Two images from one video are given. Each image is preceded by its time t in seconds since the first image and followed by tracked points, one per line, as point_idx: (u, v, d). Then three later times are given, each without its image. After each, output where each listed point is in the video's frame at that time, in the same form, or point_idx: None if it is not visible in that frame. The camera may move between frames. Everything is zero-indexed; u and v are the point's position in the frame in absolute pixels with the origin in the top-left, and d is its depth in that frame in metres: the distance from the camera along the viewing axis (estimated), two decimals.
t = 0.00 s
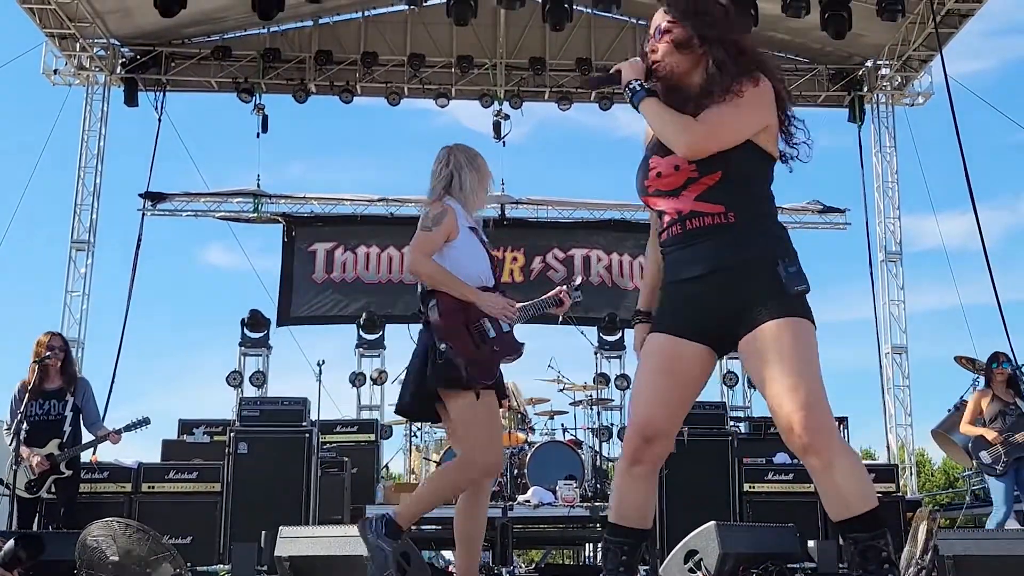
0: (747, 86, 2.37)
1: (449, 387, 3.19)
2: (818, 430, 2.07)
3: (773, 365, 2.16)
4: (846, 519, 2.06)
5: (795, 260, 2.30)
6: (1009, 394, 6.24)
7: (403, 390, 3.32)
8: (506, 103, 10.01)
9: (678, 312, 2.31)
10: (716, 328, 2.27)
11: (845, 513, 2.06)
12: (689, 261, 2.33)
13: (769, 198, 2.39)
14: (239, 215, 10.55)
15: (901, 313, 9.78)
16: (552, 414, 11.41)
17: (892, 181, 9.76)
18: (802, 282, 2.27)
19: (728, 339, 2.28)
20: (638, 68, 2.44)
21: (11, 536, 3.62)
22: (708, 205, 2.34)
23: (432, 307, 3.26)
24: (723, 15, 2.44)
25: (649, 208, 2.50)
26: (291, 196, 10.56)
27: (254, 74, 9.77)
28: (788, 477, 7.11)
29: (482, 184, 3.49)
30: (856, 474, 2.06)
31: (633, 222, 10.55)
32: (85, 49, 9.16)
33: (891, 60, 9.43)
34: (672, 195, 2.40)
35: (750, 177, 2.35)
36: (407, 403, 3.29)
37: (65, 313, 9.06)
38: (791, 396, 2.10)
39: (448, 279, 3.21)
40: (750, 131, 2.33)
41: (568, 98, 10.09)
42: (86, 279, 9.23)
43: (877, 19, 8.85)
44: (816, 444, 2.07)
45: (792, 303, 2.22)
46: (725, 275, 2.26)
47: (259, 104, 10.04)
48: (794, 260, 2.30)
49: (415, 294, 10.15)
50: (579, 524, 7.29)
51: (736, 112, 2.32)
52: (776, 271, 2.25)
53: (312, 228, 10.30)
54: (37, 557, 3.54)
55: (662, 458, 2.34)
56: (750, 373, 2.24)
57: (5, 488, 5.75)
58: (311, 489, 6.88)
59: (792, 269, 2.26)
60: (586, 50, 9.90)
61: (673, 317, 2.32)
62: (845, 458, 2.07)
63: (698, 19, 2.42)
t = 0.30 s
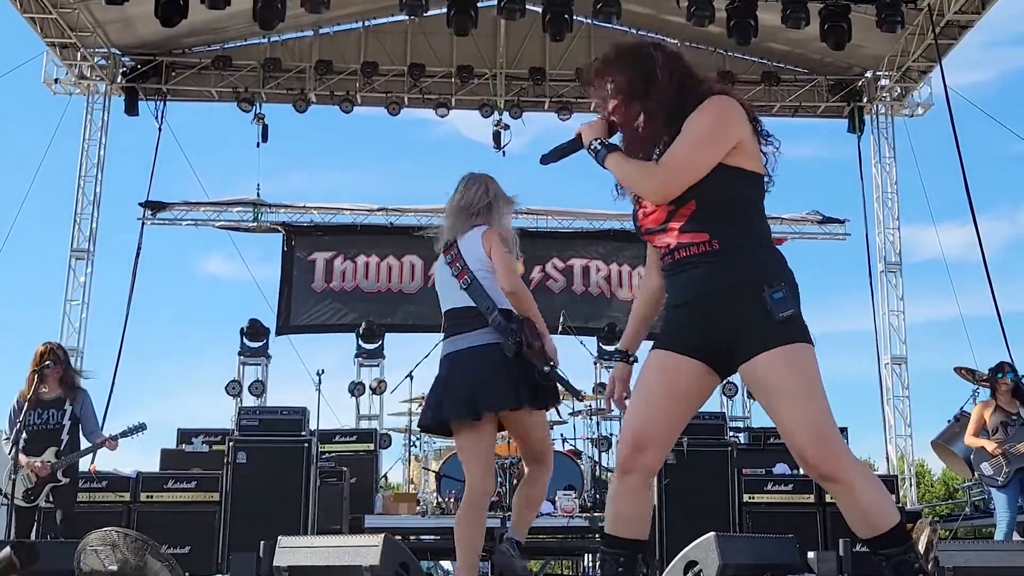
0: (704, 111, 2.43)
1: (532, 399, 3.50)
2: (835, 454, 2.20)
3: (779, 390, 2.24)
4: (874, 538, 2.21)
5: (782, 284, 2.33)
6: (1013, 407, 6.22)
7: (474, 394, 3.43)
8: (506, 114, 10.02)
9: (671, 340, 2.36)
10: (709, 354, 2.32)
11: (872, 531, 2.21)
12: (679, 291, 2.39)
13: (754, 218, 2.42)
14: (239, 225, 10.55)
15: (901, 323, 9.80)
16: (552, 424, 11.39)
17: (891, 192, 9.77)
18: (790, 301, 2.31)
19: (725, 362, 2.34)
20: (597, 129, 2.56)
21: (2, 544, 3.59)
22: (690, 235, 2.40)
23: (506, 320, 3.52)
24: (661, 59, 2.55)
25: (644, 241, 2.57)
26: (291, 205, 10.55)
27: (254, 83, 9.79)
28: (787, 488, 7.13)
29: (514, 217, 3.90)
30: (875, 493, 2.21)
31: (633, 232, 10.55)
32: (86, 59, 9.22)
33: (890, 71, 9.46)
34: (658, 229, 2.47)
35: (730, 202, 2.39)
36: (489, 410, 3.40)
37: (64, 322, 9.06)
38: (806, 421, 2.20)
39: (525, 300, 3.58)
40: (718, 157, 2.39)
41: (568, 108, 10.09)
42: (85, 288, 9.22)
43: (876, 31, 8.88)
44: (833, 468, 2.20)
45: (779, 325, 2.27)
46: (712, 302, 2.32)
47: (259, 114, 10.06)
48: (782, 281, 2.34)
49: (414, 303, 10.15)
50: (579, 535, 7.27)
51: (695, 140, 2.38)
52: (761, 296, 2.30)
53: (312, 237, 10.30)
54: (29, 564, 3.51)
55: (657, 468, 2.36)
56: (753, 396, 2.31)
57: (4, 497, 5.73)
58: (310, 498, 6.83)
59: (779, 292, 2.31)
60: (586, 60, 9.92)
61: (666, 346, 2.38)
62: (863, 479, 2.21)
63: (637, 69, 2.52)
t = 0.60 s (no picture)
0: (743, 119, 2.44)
1: (559, 437, 3.72)
2: (848, 460, 2.20)
3: (795, 395, 2.24)
4: (886, 549, 2.19)
5: (804, 293, 2.34)
6: (1012, 416, 6.21)
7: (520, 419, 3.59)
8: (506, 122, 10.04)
9: (689, 341, 2.36)
10: (729, 357, 2.32)
11: (884, 541, 2.19)
12: (699, 291, 2.39)
13: (780, 228, 2.43)
14: (239, 232, 10.55)
15: (901, 332, 9.80)
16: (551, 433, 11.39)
17: (891, 201, 9.78)
18: (813, 311, 2.32)
19: (741, 367, 2.33)
20: (634, 117, 2.53)
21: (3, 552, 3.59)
22: (719, 236, 2.40)
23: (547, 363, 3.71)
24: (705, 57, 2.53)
25: (666, 239, 2.56)
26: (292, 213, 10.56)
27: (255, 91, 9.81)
28: (787, 497, 7.14)
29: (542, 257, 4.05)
30: (889, 502, 2.20)
31: (634, 241, 10.55)
32: (87, 67, 9.18)
33: (890, 80, 9.48)
34: (686, 226, 2.46)
35: (758, 207, 2.40)
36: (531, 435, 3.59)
37: (64, 330, 9.06)
38: (820, 425, 2.21)
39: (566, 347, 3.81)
40: (754, 161, 2.39)
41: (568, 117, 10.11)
42: (85, 295, 9.22)
43: (876, 40, 8.91)
44: (847, 474, 2.20)
45: (801, 333, 2.28)
46: (735, 304, 2.32)
47: (260, 122, 10.07)
48: (802, 292, 2.35)
49: (414, 311, 10.16)
50: (578, 545, 7.26)
51: (737, 142, 2.38)
52: (783, 303, 2.31)
53: (313, 245, 10.31)
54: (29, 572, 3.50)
55: (670, 478, 2.35)
56: (767, 402, 2.30)
57: (4, 504, 5.73)
58: (309, 508, 6.82)
59: (800, 301, 2.32)
60: (586, 69, 9.95)
61: (685, 346, 2.37)
62: (877, 488, 2.21)
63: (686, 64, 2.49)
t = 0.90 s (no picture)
0: (734, 138, 2.42)
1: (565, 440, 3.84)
2: (850, 468, 2.21)
3: (796, 404, 2.25)
4: (887, 556, 2.20)
5: (803, 305, 2.34)
6: (1013, 423, 6.20)
7: (534, 427, 3.73)
8: (509, 129, 10.06)
9: (690, 357, 2.38)
10: (729, 372, 2.34)
11: (885, 548, 2.20)
12: (699, 307, 2.40)
13: (777, 239, 2.44)
14: (242, 239, 10.57)
15: (904, 340, 9.81)
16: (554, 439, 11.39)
17: (893, 209, 9.79)
18: (810, 322, 2.32)
19: (742, 381, 2.35)
20: (626, 134, 2.58)
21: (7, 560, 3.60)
22: (714, 252, 2.42)
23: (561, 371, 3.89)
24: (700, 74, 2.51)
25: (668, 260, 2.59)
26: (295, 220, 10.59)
27: (259, 99, 9.84)
28: (790, 504, 7.14)
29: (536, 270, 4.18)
30: (890, 510, 2.20)
31: (636, 248, 10.56)
32: (91, 74, 9.25)
33: (892, 88, 9.50)
34: (682, 246, 2.48)
35: (754, 221, 2.41)
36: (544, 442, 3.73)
37: (68, 336, 9.07)
38: (822, 434, 2.21)
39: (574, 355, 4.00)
40: (743, 175, 2.40)
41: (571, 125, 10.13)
42: (89, 302, 9.24)
43: (878, 48, 8.93)
44: (848, 482, 2.21)
45: (799, 345, 2.28)
46: (734, 318, 2.33)
47: (264, 129, 10.11)
48: (802, 303, 2.35)
49: (417, 318, 10.17)
50: (581, 552, 7.26)
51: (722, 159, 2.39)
52: (781, 317, 2.31)
53: (316, 252, 10.33)
54: None
55: (672, 485, 2.36)
56: (768, 411, 2.31)
57: (6, 511, 5.74)
58: (312, 515, 6.84)
59: (799, 313, 2.32)
60: (588, 77, 9.98)
61: (685, 361, 2.39)
62: (878, 496, 2.22)
63: (678, 82, 2.48)
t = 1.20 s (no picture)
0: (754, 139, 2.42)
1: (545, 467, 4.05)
2: (856, 473, 2.19)
3: (803, 409, 2.23)
4: (892, 563, 2.17)
5: (813, 311, 2.33)
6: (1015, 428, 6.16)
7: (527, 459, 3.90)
8: (512, 135, 10.06)
9: (698, 356, 2.36)
10: (737, 373, 2.33)
11: (890, 555, 2.17)
12: (710, 306, 2.39)
13: (790, 243, 2.43)
14: (245, 244, 10.56)
15: (907, 345, 9.79)
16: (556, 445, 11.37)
17: (897, 214, 9.77)
18: (821, 328, 2.30)
19: (749, 383, 2.34)
20: (646, 141, 2.56)
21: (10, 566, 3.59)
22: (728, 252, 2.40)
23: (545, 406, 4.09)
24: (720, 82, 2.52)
25: (681, 258, 2.57)
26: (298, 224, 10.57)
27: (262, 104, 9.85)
28: (793, 510, 7.12)
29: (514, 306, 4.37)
30: (895, 516, 2.18)
31: (638, 253, 10.54)
32: (94, 79, 9.21)
33: (895, 93, 9.49)
34: (699, 244, 2.47)
35: (767, 223, 2.39)
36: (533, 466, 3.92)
37: (70, 341, 9.07)
38: (828, 439, 2.20)
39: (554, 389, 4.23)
40: (762, 178, 2.39)
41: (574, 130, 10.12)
42: (91, 307, 9.24)
43: (881, 52, 8.92)
44: (853, 488, 2.19)
45: (808, 350, 2.27)
46: (745, 320, 2.32)
47: (267, 134, 10.11)
48: (812, 309, 2.34)
49: (419, 323, 10.16)
50: (584, 559, 7.20)
51: (743, 159, 2.38)
52: (792, 320, 2.30)
53: (319, 257, 10.32)
54: None
55: (679, 490, 2.34)
56: (775, 415, 2.30)
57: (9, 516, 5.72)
58: (313, 521, 6.81)
59: (808, 317, 2.30)
60: (591, 82, 9.98)
61: (695, 359, 2.37)
62: (884, 502, 2.19)
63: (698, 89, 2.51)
